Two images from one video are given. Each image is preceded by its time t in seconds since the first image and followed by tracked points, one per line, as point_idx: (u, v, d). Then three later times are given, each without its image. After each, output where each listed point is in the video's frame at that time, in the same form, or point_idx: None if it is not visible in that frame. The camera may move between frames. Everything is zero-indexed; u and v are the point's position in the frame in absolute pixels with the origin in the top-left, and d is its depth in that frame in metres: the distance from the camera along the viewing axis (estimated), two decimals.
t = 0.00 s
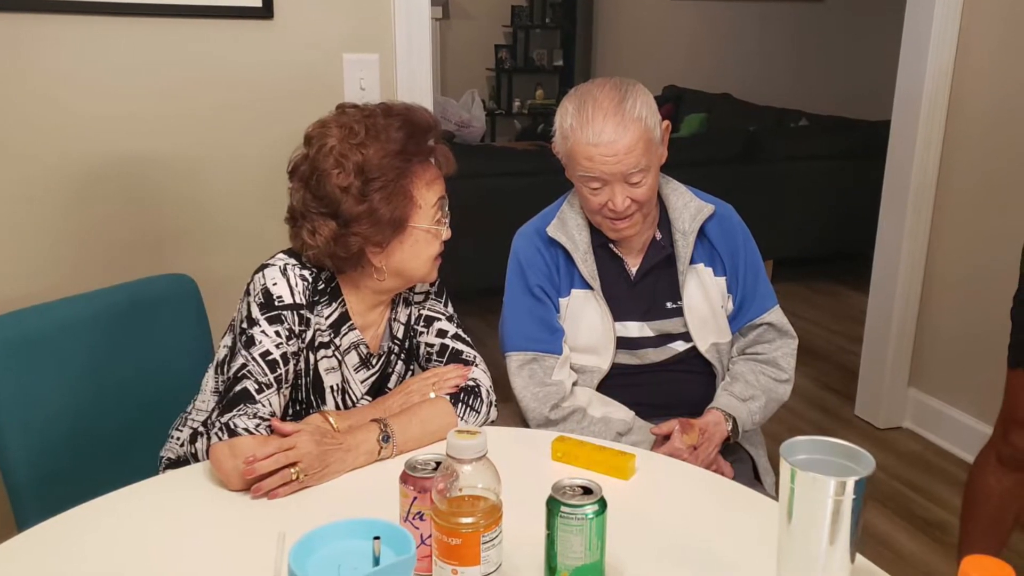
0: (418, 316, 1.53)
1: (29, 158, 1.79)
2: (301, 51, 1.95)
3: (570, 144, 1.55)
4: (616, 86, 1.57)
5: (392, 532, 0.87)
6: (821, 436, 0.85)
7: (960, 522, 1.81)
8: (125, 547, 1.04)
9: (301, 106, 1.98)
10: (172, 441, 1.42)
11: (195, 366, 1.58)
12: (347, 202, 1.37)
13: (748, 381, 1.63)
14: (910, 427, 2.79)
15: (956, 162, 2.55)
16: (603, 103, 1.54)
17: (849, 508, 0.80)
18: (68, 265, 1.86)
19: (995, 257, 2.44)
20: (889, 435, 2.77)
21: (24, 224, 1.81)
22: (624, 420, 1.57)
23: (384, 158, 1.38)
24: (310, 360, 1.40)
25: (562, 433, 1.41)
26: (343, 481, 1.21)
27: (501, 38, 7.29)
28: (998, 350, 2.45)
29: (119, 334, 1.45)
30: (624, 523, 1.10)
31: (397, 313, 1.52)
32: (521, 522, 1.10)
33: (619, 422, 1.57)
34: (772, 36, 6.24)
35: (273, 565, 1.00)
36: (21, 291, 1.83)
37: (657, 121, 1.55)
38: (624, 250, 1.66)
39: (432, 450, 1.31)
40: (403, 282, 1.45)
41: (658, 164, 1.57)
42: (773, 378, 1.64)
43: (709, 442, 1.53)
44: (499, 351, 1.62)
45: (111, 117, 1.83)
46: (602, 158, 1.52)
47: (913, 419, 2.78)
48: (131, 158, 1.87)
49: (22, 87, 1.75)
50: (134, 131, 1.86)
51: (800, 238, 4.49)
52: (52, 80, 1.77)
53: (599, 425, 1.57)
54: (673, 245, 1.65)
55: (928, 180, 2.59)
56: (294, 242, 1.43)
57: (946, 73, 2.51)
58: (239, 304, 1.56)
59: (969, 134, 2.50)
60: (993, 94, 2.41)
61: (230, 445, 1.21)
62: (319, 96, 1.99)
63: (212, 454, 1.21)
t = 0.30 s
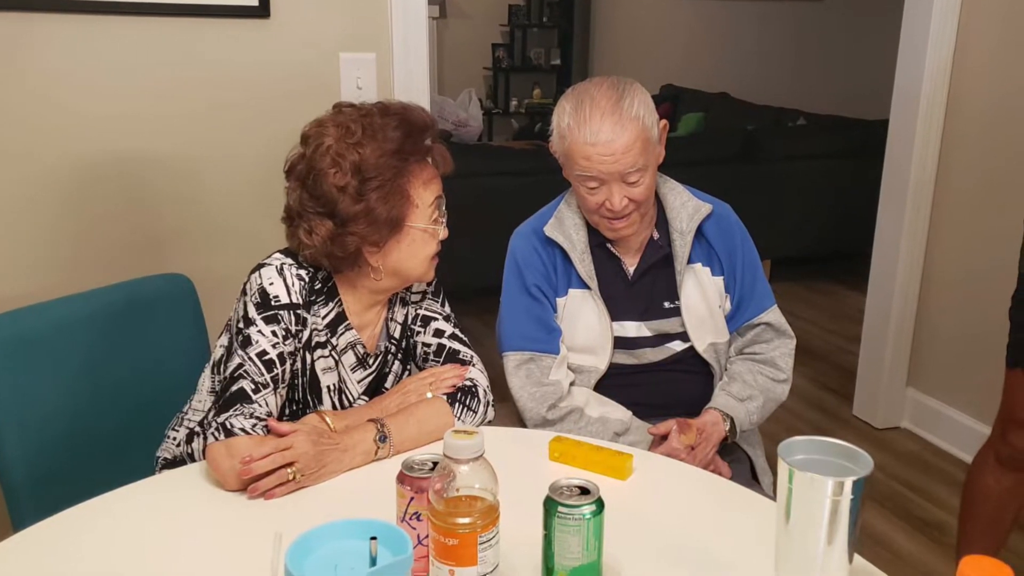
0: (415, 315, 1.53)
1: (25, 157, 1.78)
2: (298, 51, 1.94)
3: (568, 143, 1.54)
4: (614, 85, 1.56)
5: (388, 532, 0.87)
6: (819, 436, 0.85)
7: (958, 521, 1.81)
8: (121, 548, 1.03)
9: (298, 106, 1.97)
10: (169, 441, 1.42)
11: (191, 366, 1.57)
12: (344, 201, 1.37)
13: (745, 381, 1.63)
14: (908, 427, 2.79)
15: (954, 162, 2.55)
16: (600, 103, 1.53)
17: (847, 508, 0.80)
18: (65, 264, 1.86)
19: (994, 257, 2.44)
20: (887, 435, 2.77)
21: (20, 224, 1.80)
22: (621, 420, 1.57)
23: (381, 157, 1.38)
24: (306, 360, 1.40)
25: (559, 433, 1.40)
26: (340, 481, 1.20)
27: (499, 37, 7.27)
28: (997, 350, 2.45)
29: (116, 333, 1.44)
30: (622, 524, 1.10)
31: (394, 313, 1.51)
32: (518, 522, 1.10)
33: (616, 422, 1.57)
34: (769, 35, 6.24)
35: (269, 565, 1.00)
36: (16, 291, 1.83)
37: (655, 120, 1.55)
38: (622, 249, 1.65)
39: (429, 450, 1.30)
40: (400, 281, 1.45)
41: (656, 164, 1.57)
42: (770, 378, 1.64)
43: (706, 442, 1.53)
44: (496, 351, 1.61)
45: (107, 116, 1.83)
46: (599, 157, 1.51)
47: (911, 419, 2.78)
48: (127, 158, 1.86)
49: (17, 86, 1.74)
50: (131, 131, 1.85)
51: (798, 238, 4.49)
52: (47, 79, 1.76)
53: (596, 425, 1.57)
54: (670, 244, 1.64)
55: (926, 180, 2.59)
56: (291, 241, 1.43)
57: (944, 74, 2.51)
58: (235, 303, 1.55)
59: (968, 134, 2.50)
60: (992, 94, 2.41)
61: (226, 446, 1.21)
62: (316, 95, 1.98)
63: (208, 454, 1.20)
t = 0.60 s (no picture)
0: (412, 315, 1.52)
1: (18, 157, 1.77)
2: (295, 50, 1.93)
3: (565, 142, 1.54)
4: (611, 84, 1.56)
5: (385, 533, 0.86)
6: (817, 435, 0.84)
7: (957, 521, 1.81)
8: (117, 547, 1.03)
9: (294, 105, 1.96)
10: (165, 441, 1.41)
11: (187, 366, 1.56)
12: (341, 201, 1.36)
13: (743, 381, 1.63)
14: (906, 427, 2.79)
15: (952, 161, 2.55)
16: (598, 102, 1.53)
17: (845, 508, 0.80)
18: (59, 264, 1.85)
19: (992, 256, 2.44)
20: (885, 435, 2.77)
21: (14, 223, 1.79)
22: (619, 420, 1.57)
23: (378, 156, 1.37)
24: (303, 360, 1.39)
25: (556, 433, 1.40)
26: (336, 482, 1.20)
27: (496, 36, 7.24)
28: (995, 350, 2.45)
29: (111, 333, 1.43)
30: (619, 524, 1.09)
31: (390, 312, 1.51)
32: (515, 522, 1.10)
33: (614, 421, 1.57)
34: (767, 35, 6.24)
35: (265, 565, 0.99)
36: (10, 290, 1.82)
37: (653, 119, 1.54)
38: (619, 249, 1.65)
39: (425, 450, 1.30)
40: (396, 281, 1.44)
41: (653, 163, 1.56)
42: (768, 378, 1.64)
43: (704, 442, 1.53)
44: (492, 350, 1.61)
45: (102, 115, 1.82)
46: (597, 156, 1.51)
47: (909, 419, 2.78)
48: (122, 157, 1.85)
49: (11, 85, 1.73)
50: (125, 130, 1.84)
51: (795, 238, 4.49)
52: (41, 78, 1.75)
53: (593, 424, 1.56)
54: (668, 244, 1.64)
55: (924, 180, 2.59)
56: (287, 240, 1.42)
57: (942, 73, 2.51)
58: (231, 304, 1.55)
59: (966, 134, 2.50)
60: (989, 94, 2.41)
61: (222, 445, 1.20)
62: (312, 95, 1.98)
63: (204, 454, 1.20)
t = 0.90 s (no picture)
0: (409, 315, 1.51)
1: (14, 156, 1.76)
2: (292, 49, 1.93)
3: (562, 141, 1.54)
4: (609, 83, 1.55)
5: (382, 533, 0.85)
6: (815, 435, 0.84)
7: (955, 522, 1.81)
8: (113, 548, 1.02)
9: (291, 104, 1.96)
10: (161, 441, 1.41)
11: (184, 366, 1.56)
12: (337, 200, 1.36)
13: (741, 381, 1.62)
14: (904, 427, 2.79)
15: (950, 161, 2.55)
16: (595, 101, 1.52)
17: (843, 508, 0.79)
18: (55, 264, 1.84)
19: (990, 256, 2.44)
20: (883, 435, 2.76)
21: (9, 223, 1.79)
22: (616, 420, 1.56)
23: (375, 156, 1.37)
24: (299, 359, 1.39)
25: (553, 433, 1.40)
26: (333, 482, 1.19)
27: (494, 35, 7.22)
28: (993, 350, 2.45)
29: (108, 333, 1.42)
30: (617, 524, 1.09)
31: (387, 312, 1.50)
32: (513, 522, 1.09)
33: (611, 421, 1.57)
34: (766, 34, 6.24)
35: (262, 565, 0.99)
36: (5, 290, 1.81)
37: (650, 118, 1.54)
38: (617, 248, 1.65)
39: (422, 450, 1.29)
40: (393, 281, 1.44)
41: (651, 162, 1.56)
42: (766, 378, 1.63)
43: (702, 443, 1.52)
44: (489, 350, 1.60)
45: (97, 114, 1.81)
46: (594, 155, 1.51)
47: (907, 419, 2.78)
48: (118, 156, 1.85)
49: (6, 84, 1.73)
50: (121, 129, 1.83)
51: (793, 237, 4.48)
52: (36, 77, 1.75)
53: (591, 424, 1.56)
54: (666, 243, 1.64)
55: (922, 179, 2.59)
56: (284, 240, 1.42)
57: (941, 73, 2.50)
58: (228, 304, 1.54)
59: (964, 134, 2.50)
60: (988, 93, 2.41)
61: (219, 445, 1.20)
62: (309, 94, 1.97)
63: (200, 454, 1.19)
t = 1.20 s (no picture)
0: (406, 314, 1.51)
1: (9, 155, 1.75)
2: (289, 48, 1.92)
3: (560, 141, 1.53)
4: (606, 82, 1.55)
5: (379, 533, 0.85)
6: (813, 436, 0.84)
7: (954, 521, 1.81)
8: (109, 548, 1.01)
9: (288, 104, 1.95)
10: (158, 441, 1.40)
11: (180, 366, 1.55)
12: (334, 200, 1.35)
13: (739, 381, 1.62)
14: (902, 427, 2.79)
15: (948, 160, 2.55)
16: (592, 100, 1.52)
17: (842, 509, 0.79)
18: (51, 264, 1.84)
19: (988, 256, 2.44)
20: (881, 435, 2.76)
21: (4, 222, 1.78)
22: (614, 420, 1.56)
23: (372, 155, 1.36)
24: (296, 359, 1.38)
25: (551, 433, 1.39)
26: (330, 482, 1.19)
27: (491, 34, 7.22)
28: (991, 349, 2.45)
29: (103, 333, 1.42)
30: (615, 525, 1.09)
31: (384, 312, 1.50)
32: (511, 522, 1.09)
33: (609, 421, 1.56)
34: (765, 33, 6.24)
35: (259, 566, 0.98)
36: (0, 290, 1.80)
37: (648, 117, 1.54)
38: (614, 248, 1.64)
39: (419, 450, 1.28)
40: (390, 281, 1.43)
41: (648, 162, 1.55)
42: (764, 378, 1.63)
43: (699, 443, 1.52)
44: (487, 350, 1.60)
45: (94, 113, 1.80)
46: (591, 155, 1.50)
47: (905, 419, 2.78)
48: (115, 156, 1.84)
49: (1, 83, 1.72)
50: (118, 129, 1.83)
51: (791, 237, 4.48)
52: (32, 76, 1.74)
53: (589, 424, 1.56)
54: (663, 243, 1.63)
55: (920, 179, 2.59)
56: (281, 240, 1.41)
57: (939, 72, 2.50)
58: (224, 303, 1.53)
59: (962, 134, 2.50)
60: (985, 93, 2.41)
61: (216, 445, 1.19)
62: (306, 93, 1.96)
63: (196, 455, 1.19)
